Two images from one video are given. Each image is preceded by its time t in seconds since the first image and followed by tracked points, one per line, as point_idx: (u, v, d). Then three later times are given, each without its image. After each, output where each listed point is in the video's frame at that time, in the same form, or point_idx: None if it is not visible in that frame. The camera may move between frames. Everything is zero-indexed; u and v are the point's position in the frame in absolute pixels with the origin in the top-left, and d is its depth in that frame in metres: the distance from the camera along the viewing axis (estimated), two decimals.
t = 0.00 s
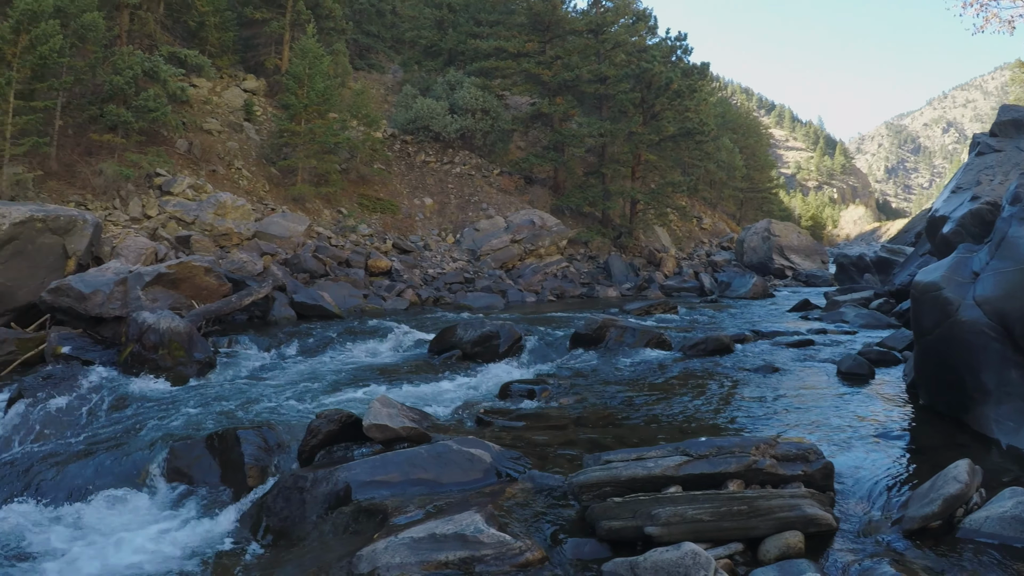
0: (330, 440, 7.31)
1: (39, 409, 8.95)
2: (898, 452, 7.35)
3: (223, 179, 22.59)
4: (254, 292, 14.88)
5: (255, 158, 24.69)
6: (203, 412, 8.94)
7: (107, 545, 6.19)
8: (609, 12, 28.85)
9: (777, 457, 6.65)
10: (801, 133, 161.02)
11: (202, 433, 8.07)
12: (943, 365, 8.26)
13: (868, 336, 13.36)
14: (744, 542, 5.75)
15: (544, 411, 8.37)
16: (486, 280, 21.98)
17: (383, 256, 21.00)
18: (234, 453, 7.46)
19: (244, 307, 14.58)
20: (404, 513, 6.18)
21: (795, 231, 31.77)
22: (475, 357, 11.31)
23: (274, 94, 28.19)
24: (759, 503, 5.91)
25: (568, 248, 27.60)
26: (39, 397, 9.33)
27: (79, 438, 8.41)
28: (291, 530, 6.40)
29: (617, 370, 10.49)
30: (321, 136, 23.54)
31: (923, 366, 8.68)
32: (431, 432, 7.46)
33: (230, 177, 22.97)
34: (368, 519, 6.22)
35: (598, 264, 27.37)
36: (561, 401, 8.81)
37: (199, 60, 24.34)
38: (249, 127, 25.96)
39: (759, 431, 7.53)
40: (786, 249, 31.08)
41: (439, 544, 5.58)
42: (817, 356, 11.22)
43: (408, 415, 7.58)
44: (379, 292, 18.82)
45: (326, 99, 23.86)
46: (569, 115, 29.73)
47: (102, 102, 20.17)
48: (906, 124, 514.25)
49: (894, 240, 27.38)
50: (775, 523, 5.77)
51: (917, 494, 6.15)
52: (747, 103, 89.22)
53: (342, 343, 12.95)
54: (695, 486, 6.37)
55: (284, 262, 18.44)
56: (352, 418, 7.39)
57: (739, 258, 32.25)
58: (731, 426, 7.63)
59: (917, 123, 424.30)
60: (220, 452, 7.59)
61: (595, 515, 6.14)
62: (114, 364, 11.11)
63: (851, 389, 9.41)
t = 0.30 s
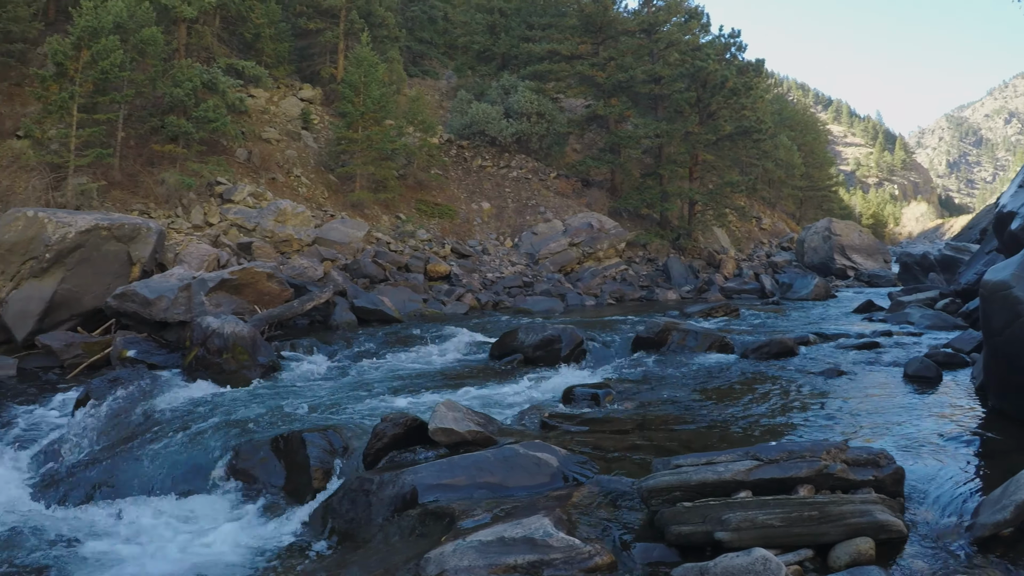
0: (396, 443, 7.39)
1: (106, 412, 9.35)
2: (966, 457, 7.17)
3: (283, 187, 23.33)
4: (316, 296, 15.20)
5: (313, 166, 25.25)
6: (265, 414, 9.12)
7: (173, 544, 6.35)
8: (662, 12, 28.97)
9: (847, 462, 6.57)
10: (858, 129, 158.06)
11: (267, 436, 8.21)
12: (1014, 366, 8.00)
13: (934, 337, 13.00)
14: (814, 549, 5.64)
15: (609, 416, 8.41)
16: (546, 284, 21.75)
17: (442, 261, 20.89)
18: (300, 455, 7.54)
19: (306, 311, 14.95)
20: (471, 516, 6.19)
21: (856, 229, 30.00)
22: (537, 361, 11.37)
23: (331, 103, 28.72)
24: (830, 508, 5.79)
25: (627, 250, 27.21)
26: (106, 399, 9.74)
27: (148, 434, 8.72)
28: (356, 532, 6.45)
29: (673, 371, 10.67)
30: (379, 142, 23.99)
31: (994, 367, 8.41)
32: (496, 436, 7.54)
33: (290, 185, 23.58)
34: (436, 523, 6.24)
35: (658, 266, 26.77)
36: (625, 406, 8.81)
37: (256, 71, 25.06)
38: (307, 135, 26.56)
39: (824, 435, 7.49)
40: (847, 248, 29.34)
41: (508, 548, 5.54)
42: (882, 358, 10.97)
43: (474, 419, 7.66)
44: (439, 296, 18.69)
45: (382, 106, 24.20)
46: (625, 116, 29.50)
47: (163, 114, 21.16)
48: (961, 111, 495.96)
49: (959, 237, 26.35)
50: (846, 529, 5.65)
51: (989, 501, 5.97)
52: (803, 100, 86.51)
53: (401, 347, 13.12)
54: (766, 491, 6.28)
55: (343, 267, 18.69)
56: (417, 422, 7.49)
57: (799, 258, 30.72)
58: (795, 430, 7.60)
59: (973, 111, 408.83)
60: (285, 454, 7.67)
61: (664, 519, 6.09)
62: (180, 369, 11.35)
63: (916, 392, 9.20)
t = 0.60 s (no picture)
0: (451, 448, 7.53)
1: (162, 416, 9.70)
2: None
3: (336, 193, 23.82)
4: (370, 302, 15.42)
5: (365, 172, 25.65)
6: (319, 418, 9.30)
7: (228, 547, 6.49)
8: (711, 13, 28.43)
9: (907, 467, 6.40)
10: (911, 127, 156.09)
11: (322, 440, 8.33)
12: None
13: (994, 341, 12.63)
14: (873, 555, 5.49)
15: (663, 420, 8.54)
16: (598, 288, 21.52)
17: (494, 266, 21.06)
18: (356, 460, 7.65)
19: (359, 317, 15.19)
20: (529, 520, 6.18)
21: (912, 230, 28.69)
22: (592, 366, 11.39)
23: (382, 109, 29.05)
24: (890, 513, 5.65)
25: (679, 254, 26.99)
26: (164, 404, 10.15)
27: (202, 436, 8.96)
28: (414, 536, 6.53)
29: (729, 376, 10.69)
30: (430, 149, 24.31)
31: None
32: (551, 440, 7.70)
33: (343, 192, 24.09)
34: (493, 526, 6.24)
35: (710, 270, 26.47)
36: (681, 410, 8.92)
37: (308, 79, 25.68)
38: (359, 142, 26.97)
39: (881, 440, 7.47)
40: (902, 250, 28.10)
41: (566, 553, 5.42)
42: (939, 363, 10.75)
43: (530, 424, 7.81)
44: (492, 301, 18.60)
45: (433, 113, 24.39)
46: (676, 119, 29.38)
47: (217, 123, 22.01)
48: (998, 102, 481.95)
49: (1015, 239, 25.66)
50: (907, 535, 5.50)
51: None
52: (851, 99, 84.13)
53: (452, 352, 13.27)
54: (825, 496, 6.15)
55: (397, 273, 18.86)
56: (474, 426, 7.64)
57: (852, 260, 29.55)
58: (850, 436, 7.61)
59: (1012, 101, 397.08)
60: (341, 459, 7.78)
61: (723, 525, 5.97)
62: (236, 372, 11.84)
63: (974, 397, 8.96)
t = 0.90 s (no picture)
0: (489, 448, 7.73)
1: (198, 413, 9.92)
2: None
3: (374, 195, 24.02)
4: (407, 303, 15.54)
5: (404, 173, 25.89)
6: (355, 419, 9.43)
7: (266, 545, 6.59)
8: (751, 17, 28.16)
9: (943, 476, 6.28)
10: (952, 132, 156.70)
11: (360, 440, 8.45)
12: None
13: None
14: (909, 562, 5.38)
15: (699, 425, 8.71)
16: (635, 293, 21.41)
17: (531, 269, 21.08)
18: (393, 459, 7.75)
19: (397, 317, 15.38)
20: (567, 522, 6.18)
21: (950, 238, 28.11)
22: (628, 370, 11.56)
23: (421, 111, 29.27)
24: (926, 521, 5.54)
25: (716, 259, 26.83)
26: (200, 399, 10.38)
27: (238, 435, 9.13)
28: (450, 536, 6.57)
29: (769, 383, 10.69)
30: (469, 151, 24.46)
31: None
32: (589, 443, 7.86)
33: (381, 193, 24.34)
34: (530, 527, 6.25)
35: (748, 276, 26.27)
36: (717, 415, 9.12)
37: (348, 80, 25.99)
38: (397, 143, 27.21)
39: (919, 449, 7.47)
40: (941, 259, 27.61)
41: (604, 555, 5.31)
42: (978, 373, 10.60)
43: (568, 427, 7.96)
44: (528, 304, 18.63)
45: (472, 115, 24.49)
46: (715, 124, 29.33)
47: (256, 122, 22.22)
48: None
49: None
50: (943, 544, 5.39)
51: None
52: (890, 104, 82.02)
53: (487, 355, 13.41)
54: (862, 503, 6.06)
55: (434, 274, 18.94)
56: (511, 428, 7.82)
57: (889, 268, 29.05)
58: (888, 444, 7.63)
59: None
60: (378, 458, 7.87)
61: (760, 530, 5.90)
62: (274, 370, 12.17)
63: (1015, 409, 8.81)
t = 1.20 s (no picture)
0: (513, 452, 7.96)
1: (223, 408, 10.08)
2: None
3: (403, 196, 24.19)
4: (433, 305, 15.65)
5: (433, 176, 26.03)
6: (379, 421, 9.57)
7: (289, 541, 6.70)
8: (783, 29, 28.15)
9: (965, 490, 6.26)
10: (980, 151, 156.88)
11: (385, 442, 8.59)
12: None
13: None
14: None
15: (722, 436, 8.86)
16: (660, 302, 21.41)
17: (557, 275, 21.07)
18: (417, 461, 7.90)
19: (422, 319, 15.43)
20: (589, 527, 6.24)
21: (976, 255, 27.91)
22: (653, 379, 11.64)
23: (451, 115, 29.36)
24: (947, 535, 5.52)
25: (741, 270, 26.77)
26: (224, 395, 10.57)
27: (261, 434, 9.28)
28: (473, 539, 6.67)
29: (794, 397, 10.72)
30: (498, 155, 24.61)
31: None
32: (612, 450, 8.09)
33: (410, 195, 24.50)
34: (554, 532, 6.32)
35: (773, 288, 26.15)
36: (740, 426, 9.24)
37: (380, 81, 26.20)
38: (426, 146, 27.37)
39: (940, 463, 7.53)
40: (966, 275, 27.40)
41: (628, 561, 5.35)
42: (1000, 391, 10.57)
43: (592, 434, 8.17)
44: (553, 310, 18.69)
45: (502, 120, 24.60)
46: (744, 135, 29.33)
47: (287, 121, 22.70)
48: None
49: None
50: (963, 559, 5.36)
51: None
52: (920, 119, 81.00)
53: (510, 360, 13.57)
54: (884, 516, 6.06)
55: (460, 277, 19.03)
56: (535, 433, 8.05)
57: (915, 283, 28.90)
58: (910, 459, 7.70)
59: None
60: (403, 459, 8.03)
61: (782, 539, 5.94)
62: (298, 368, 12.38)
63: None
